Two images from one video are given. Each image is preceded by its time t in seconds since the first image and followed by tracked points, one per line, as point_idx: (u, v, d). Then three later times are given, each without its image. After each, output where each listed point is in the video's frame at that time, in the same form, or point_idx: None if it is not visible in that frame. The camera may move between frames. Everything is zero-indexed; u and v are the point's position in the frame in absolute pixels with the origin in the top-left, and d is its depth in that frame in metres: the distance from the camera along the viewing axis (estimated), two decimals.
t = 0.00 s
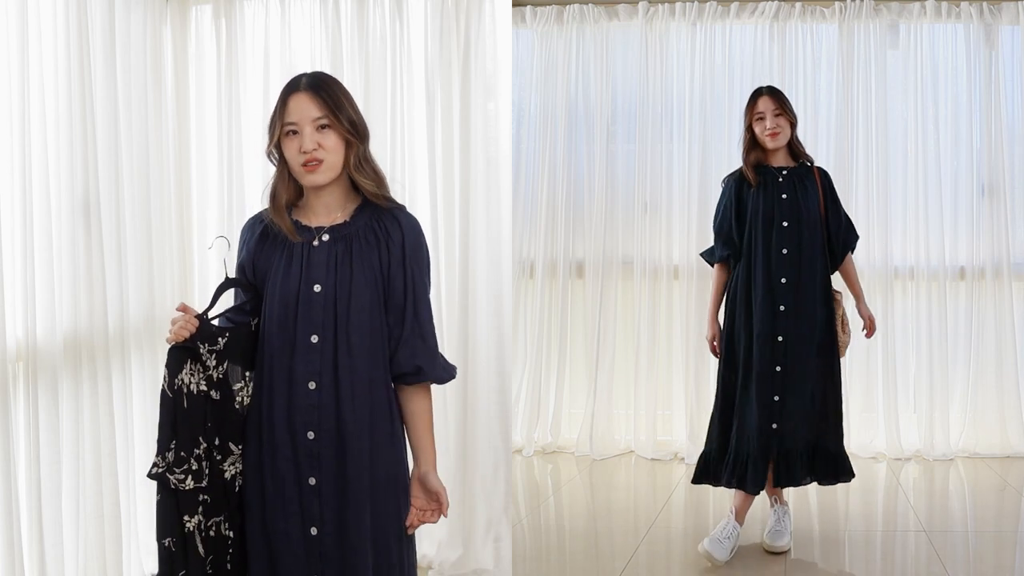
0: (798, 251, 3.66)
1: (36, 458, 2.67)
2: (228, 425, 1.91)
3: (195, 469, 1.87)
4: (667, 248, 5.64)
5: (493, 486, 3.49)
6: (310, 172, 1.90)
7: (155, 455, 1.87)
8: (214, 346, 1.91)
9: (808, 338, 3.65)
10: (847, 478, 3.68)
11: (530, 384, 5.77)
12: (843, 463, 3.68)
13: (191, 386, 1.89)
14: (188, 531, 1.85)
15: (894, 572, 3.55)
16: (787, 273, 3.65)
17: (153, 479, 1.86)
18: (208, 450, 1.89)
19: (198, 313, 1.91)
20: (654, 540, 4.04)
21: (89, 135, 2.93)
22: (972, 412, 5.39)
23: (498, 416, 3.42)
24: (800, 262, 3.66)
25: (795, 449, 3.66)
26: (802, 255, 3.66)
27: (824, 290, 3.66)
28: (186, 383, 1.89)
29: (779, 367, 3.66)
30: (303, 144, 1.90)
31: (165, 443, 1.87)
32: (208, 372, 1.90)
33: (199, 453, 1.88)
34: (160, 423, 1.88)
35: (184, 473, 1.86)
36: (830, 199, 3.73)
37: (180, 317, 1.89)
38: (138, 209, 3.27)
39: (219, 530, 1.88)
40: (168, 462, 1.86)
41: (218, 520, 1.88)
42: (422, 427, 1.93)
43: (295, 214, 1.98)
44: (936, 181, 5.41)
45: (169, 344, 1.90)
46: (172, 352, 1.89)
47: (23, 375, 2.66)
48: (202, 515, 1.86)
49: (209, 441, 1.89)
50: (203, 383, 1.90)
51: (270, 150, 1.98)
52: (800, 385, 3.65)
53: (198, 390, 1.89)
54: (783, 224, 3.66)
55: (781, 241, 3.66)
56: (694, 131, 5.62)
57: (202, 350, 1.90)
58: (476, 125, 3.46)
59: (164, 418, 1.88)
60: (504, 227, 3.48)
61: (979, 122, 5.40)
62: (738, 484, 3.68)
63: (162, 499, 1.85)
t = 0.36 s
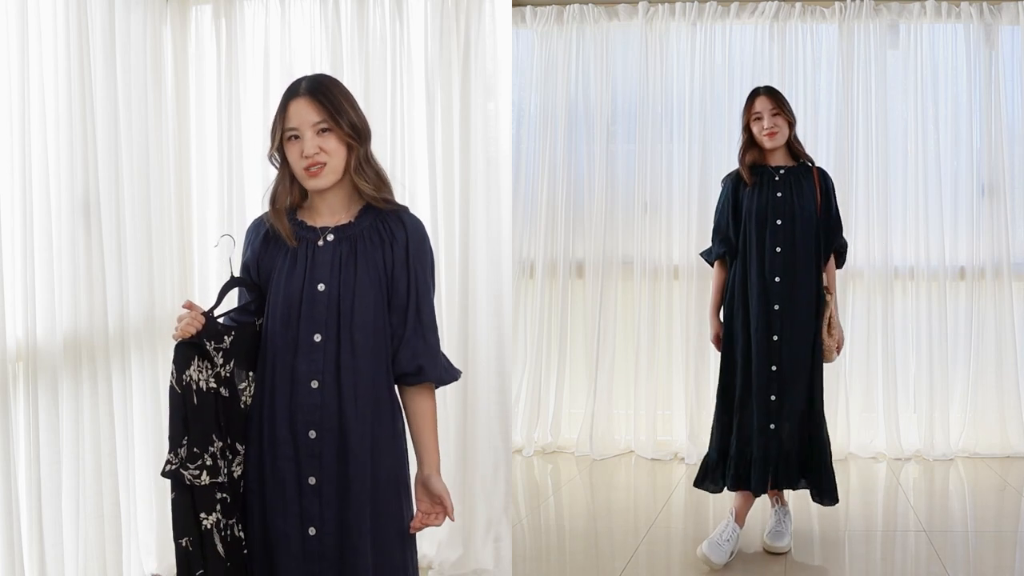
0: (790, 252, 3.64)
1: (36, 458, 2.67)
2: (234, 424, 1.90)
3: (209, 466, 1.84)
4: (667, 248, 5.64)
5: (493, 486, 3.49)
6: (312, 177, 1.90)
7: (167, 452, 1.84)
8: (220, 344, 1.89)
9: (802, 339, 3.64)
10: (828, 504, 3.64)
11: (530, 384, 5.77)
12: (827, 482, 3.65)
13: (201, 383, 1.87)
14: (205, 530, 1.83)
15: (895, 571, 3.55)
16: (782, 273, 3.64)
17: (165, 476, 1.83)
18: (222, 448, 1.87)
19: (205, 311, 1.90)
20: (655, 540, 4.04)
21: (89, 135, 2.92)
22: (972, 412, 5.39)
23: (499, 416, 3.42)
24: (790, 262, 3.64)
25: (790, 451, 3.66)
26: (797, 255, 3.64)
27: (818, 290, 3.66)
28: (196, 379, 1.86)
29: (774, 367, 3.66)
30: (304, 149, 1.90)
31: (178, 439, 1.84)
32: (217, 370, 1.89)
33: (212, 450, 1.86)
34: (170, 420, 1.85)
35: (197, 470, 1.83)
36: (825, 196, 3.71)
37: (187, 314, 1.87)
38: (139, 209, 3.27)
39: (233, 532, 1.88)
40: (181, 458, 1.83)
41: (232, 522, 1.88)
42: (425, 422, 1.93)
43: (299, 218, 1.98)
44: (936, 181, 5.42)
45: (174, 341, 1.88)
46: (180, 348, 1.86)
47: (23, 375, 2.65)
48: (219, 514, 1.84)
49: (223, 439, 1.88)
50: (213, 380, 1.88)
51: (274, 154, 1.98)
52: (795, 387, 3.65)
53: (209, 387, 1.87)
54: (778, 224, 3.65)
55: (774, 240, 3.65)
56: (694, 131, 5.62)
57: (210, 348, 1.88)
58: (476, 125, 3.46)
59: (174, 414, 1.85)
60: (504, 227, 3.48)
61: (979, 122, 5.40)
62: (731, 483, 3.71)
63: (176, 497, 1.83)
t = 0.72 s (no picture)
0: (790, 254, 3.65)
1: (36, 458, 2.67)
2: (237, 426, 1.90)
3: (201, 468, 1.84)
4: (667, 248, 5.64)
5: (493, 486, 3.49)
6: (313, 180, 1.90)
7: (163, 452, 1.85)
8: (222, 346, 1.89)
9: (808, 338, 3.65)
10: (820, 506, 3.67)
11: (530, 384, 5.78)
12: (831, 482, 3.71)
13: (201, 385, 1.87)
14: (187, 530, 1.82)
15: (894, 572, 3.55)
16: (781, 273, 3.65)
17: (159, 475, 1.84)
18: (222, 450, 1.87)
19: (206, 312, 1.90)
20: (655, 539, 4.05)
21: (89, 135, 2.93)
22: (972, 412, 5.39)
23: (498, 416, 3.42)
24: (790, 263, 3.65)
25: (796, 451, 3.67)
26: (795, 255, 3.65)
27: (818, 291, 3.67)
28: (196, 381, 1.87)
29: (780, 367, 3.67)
30: (306, 151, 1.90)
31: (173, 439, 1.85)
32: (218, 371, 1.89)
33: (208, 453, 1.85)
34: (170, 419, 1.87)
35: (189, 471, 1.83)
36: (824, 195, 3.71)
37: (190, 315, 1.88)
38: (139, 209, 3.27)
39: (235, 535, 1.88)
40: (174, 459, 1.84)
41: (234, 524, 1.88)
42: (426, 420, 1.94)
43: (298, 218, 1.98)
44: (936, 181, 5.42)
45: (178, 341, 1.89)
46: (183, 350, 1.88)
47: (23, 375, 2.65)
48: (205, 516, 1.82)
49: (223, 441, 1.87)
50: (214, 382, 1.88)
51: (275, 154, 1.97)
52: (801, 387, 3.66)
53: (209, 389, 1.87)
54: (775, 224, 3.66)
55: (773, 240, 3.66)
56: (694, 131, 5.62)
57: (212, 349, 1.89)
58: (476, 125, 3.46)
59: (174, 415, 1.87)
60: (504, 227, 3.48)
61: (979, 122, 5.40)
62: (738, 490, 3.68)
63: (166, 496, 1.83)
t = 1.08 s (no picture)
0: (785, 253, 3.64)
1: (36, 458, 2.67)
2: (234, 426, 1.89)
3: (193, 469, 1.84)
4: (667, 248, 5.64)
5: (493, 486, 3.49)
6: (314, 194, 1.90)
7: (157, 451, 1.86)
8: (220, 346, 1.89)
9: (804, 337, 3.64)
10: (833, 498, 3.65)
11: (530, 384, 5.77)
12: (834, 481, 3.66)
13: (198, 385, 1.87)
14: (176, 529, 1.83)
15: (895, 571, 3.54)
16: (776, 274, 3.65)
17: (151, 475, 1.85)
18: (215, 450, 1.86)
19: (205, 314, 1.91)
20: (655, 539, 4.05)
21: (89, 135, 2.92)
22: (972, 412, 5.39)
23: (499, 416, 3.42)
24: (785, 263, 3.64)
25: (792, 452, 3.66)
26: (791, 255, 3.64)
27: (813, 292, 3.65)
28: (193, 381, 1.87)
29: (776, 368, 3.67)
30: (309, 166, 1.87)
31: (167, 439, 1.85)
32: (216, 371, 1.88)
33: (201, 452, 1.85)
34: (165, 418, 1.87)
35: (181, 471, 1.83)
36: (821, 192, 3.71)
37: (188, 317, 1.88)
38: (139, 209, 3.27)
39: (230, 533, 1.88)
40: (166, 458, 1.84)
41: (229, 523, 1.88)
42: (427, 417, 1.94)
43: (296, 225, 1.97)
44: (936, 181, 5.41)
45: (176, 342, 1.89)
46: (180, 351, 1.87)
47: (23, 375, 2.65)
48: (195, 515, 1.83)
49: (216, 440, 1.87)
50: (210, 382, 1.88)
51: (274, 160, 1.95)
52: (796, 388, 3.65)
53: (205, 390, 1.87)
54: (769, 224, 3.66)
55: (767, 242, 3.65)
56: (694, 131, 5.61)
57: (209, 350, 1.88)
58: (476, 125, 3.46)
59: (169, 414, 1.86)
60: (504, 226, 3.48)
61: (979, 122, 5.40)
62: (729, 491, 3.69)
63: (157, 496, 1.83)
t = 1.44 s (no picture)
0: (784, 253, 3.65)
1: (36, 458, 2.67)
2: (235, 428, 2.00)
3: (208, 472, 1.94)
4: (667, 247, 5.64)
5: (493, 485, 3.49)
6: (302, 174, 2.04)
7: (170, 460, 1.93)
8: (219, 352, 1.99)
9: (801, 339, 3.64)
10: (824, 504, 3.66)
11: (530, 384, 5.78)
12: (825, 486, 3.66)
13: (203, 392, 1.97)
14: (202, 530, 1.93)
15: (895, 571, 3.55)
16: (775, 274, 3.65)
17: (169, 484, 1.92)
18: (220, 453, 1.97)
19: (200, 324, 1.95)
20: (655, 539, 4.05)
21: (89, 134, 2.93)
22: (973, 412, 5.39)
23: (499, 416, 3.42)
24: (783, 263, 3.64)
25: (785, 453, 3.67)
26: (789, 255, 3.64)
27: (809, 291, 3.64)
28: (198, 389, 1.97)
29: (771, 369, 3.67)
30: (300, 145, 2.03)
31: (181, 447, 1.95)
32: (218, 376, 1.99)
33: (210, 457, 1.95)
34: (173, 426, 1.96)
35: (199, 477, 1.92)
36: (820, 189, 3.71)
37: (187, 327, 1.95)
38: (139, 209, 3.27)
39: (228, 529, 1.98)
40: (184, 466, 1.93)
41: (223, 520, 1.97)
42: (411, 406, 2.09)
43: (277, 211, 2.08)
44: (936, 181, 5.41)
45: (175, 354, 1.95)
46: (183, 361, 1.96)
47: (23, 374, 2.65)
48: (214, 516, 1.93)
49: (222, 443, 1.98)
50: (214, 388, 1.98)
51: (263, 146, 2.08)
52: (790, 389, 3.65)
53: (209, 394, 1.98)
54: (767, 224, 3.65)
55: (767, 242, 3.65)
56: (694, 131, 5.62)
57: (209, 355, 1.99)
58: (476, 125, 3.46)
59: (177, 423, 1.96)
60: (504, 227, 3.48)
61: (979, 122, 5.40)
62: (724, 490, 3.69)
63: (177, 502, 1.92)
